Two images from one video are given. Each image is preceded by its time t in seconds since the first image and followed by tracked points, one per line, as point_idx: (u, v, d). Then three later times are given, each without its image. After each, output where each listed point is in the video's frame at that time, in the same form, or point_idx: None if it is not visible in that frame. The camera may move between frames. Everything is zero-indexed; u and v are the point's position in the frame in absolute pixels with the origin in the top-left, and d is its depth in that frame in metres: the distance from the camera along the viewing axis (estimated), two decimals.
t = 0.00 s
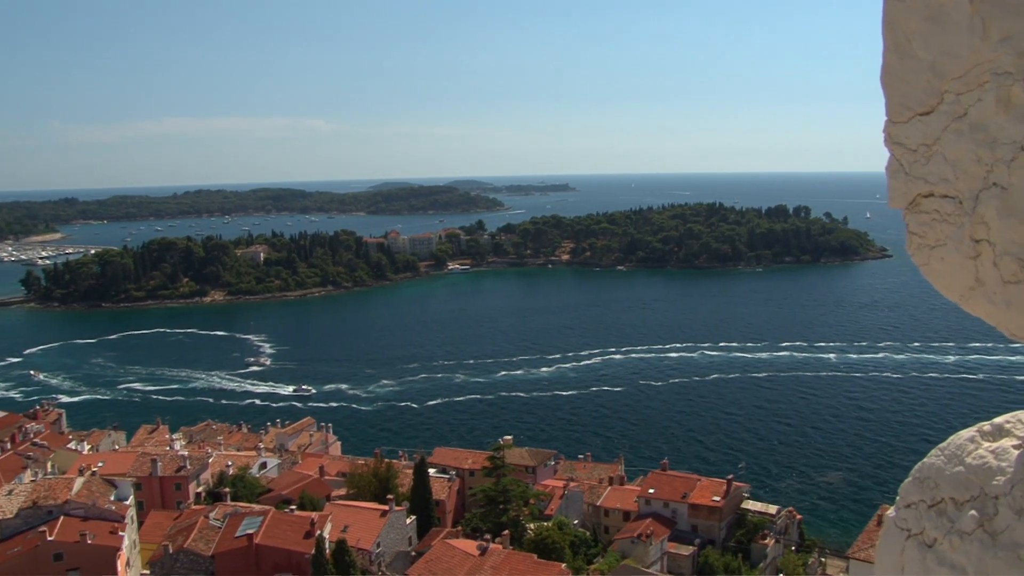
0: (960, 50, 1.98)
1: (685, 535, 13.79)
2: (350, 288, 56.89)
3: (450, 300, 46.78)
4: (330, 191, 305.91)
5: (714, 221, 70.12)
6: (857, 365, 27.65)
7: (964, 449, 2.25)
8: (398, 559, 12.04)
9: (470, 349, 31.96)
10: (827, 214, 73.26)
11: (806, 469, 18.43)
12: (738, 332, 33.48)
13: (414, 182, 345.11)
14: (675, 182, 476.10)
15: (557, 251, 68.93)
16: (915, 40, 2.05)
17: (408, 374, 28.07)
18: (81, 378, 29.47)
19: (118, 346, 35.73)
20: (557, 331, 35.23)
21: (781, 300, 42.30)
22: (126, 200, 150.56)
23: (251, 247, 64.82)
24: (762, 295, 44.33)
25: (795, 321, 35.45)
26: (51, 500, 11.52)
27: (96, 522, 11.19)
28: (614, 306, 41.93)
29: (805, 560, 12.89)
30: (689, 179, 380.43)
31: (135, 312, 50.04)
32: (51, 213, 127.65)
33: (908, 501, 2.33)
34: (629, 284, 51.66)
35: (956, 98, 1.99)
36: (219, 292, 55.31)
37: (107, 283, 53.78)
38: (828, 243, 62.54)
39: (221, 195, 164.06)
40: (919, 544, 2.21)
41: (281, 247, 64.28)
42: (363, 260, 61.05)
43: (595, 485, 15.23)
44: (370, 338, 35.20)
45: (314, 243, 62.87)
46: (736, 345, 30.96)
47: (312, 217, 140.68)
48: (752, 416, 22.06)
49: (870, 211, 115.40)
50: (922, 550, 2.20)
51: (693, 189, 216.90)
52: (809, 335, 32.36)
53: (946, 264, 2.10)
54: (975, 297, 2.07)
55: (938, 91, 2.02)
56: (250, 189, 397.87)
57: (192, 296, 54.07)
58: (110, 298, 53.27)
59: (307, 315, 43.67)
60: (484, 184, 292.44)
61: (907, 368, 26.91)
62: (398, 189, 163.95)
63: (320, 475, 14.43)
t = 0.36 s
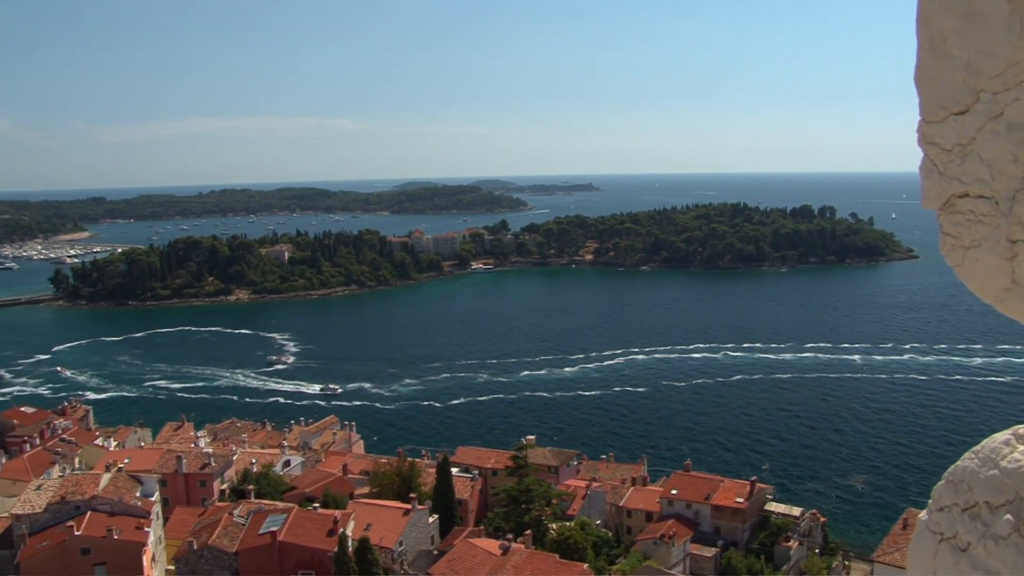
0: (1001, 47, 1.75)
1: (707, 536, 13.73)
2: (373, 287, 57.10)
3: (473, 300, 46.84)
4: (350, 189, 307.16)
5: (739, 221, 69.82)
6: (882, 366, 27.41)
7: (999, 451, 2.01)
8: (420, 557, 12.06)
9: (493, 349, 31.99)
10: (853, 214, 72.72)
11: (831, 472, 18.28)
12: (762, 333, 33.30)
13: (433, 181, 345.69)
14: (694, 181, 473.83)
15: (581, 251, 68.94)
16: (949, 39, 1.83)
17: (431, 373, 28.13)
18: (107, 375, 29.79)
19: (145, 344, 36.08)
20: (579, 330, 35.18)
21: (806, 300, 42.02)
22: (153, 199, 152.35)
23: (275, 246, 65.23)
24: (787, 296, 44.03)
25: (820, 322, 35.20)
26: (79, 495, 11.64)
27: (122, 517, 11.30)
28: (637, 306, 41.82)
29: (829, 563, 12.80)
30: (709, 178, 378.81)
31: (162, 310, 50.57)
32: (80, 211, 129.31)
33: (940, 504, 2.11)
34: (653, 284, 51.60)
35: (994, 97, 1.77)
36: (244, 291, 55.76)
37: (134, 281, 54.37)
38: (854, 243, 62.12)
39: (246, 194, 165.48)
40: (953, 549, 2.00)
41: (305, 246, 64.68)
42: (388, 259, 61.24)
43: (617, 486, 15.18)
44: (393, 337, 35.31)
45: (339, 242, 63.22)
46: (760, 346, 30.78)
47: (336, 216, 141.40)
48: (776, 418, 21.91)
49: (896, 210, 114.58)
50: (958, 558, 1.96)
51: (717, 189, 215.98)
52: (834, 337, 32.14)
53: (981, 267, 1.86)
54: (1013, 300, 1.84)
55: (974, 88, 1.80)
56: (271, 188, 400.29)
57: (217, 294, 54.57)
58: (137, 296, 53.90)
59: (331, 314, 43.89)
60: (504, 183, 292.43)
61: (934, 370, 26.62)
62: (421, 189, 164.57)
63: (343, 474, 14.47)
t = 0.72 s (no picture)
0: None
1: (735, 539, 13.68)
2: (402, 287, 57.38)
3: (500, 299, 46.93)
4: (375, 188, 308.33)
5: (768, 221, 69.42)
6: (912, 369, 27.09)
7: None
8: (446, 556, 12.07)
9: (520, 348, 32.02)
10: (884, 215, 72.02)
11: (861, 475, 18.12)
12: (791, 334, 33.06)
13: (457, 180, 346.14)
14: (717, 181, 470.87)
15: (609, 251, 68.95)
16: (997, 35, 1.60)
17: (458, 372, 28.20)
18: (138, 372, 30.16)
19: (175, 341, 36.51)
20: (606, 330, 35.13)
21: (836, 301, 41.68)
22: (183, 198, 154.16)
23: (305, 245, 65.68)
24: (817, 297, 43.67)
25: (850, 324, 34.90)
26: (110, 490, 11.79)
27: (153, 512, 11.43)
28: (664, 306, 41.67)
29: (858, 567, 12.55)
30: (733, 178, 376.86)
31: (192, 308, 51.15)
32: (113, 210, 131.22)
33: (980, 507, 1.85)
34: (681, 284, 51.46)
35: None
36: (273, 289, 56.21)
37: (165, 279, 55.06)
38: (885, 244, 61.57)
39: (274, 194, 166.89)
40: (995, 555, 1.76)
41: (335, 244, 65.06)
42: (417, 258, 61.13)
43: (645, 487, 15.12)
44: (422, 336, 35.46)
45: (368, 241, 63.52)
46: (789, 348, 30.60)
47: (363, 215, 142.26)
48: (804, 421, 21.75)
49: (928, 211, 113.41)
50: (1001, 567, 1.73)
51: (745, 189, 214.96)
52: (865, 338, 31.84)
53: None
54: None
55: None
56: (295, 187, 402.82)
57: (246, 293, 55.14)
58: (168, 294, 54.62)
59: (359, 312, 44.14)
60: (536, 182, 291.98)
61: (966, 373, 26.27)
62: (447, 190, 165.09)
63: (371, 473, 14.51)
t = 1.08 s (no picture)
0: None
1: (761, 541, 13.53)
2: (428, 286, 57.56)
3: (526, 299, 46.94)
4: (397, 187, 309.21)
5: (797, 221, 68.94)
6: (943, 371, 26.81)
7: None
8: (472, 555, 12.09)
9: (546, 348, 32.00)
10: (915, 216, 71.26)
11: (889, 478, 17.94)
12: (819, 335, 32.79)
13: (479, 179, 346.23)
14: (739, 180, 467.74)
15: (636, 251, 68.80)
16: None
17: (485, 372, 28.23)
18: (168, 369, 30.47)
19: (204, 339, 36.85)
20: (633, 331, 35.01)
21: (866, 303, 41.27)
22: (212, 197, 155.66)
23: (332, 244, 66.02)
24: (846, 298, 43.32)
25: (880, 326, 34.54)
26: (140, 486, 11.88)
27: (181, 509, 11.53)
28: (691, 306, 41.51)
29: (886, 571, 12.52)
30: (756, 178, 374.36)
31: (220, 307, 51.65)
32: (142, 208, 132.85)
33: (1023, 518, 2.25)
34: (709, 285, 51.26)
35: None
36: (300, 288, 56.46)
37: (194, 278, 55.65)
38: (915, 245, 60.95)
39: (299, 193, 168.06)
40: None
41: (362, 244, 65.35)
42: (443, 258, 61.51)
43: (671, 488, 15.05)
44: (447, 336, 35.53)
45: (395, 240, 63.79)
46: (817, 349, 30.36)
47: (389, 214, 142.83)
48: (832, 423, 21.57)
49: (961, 211, 111.97)
50: None
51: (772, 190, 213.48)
52: (895, 340, 31.53)
53: None
54: None
55: None
56: (318, 185, 404.95)
57: (275, 292, 55.46)
58: (197, 293, 55.17)
59: (385, 311, 44.32)
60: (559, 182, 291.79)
61: (998, 376, 25.94)
62: (471, 189, 165.28)
63: (397, 471, 14.52)
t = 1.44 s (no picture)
0: None
1: (788, 544, 13.36)
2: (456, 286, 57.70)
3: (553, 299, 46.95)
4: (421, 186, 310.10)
5: (826, 222, 68.44)
6: (974, 374, 26.50)
7: None
8: (498, 554, 12.09)
9: (572, 348, 31.99)
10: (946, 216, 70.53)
11: (918, 482, 17.76)
12: (849, 337, 32.52)
13: (503, 178, 346.39)
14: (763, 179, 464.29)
15: (664, 251, 68.65)
16: None
17: (512, 372, 28.25)
18: (197, 367, 30.78)
19: (233, 337, 37.17)
20: (659, 331, 34.94)
21: (896, 304, 40.89)
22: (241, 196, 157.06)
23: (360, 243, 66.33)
24: (876, 299, 42.94)
25: (909, 327, 34.22)
26: (170, 482, 11.98)
27: (210, 505, 11.60)
28: (720, 307, 41.32)
29: None
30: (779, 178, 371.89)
31: (249, 305, 52.06)
32: (173, 207, 134.52)
33: None
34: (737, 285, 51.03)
35: None
36: (329, 287, 56.63)
37: (223, 276, 56.09)
38: (946, 247, 60.35)
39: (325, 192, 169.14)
40: None
41: (389, 243, 65.60)
42: (471, 257, 61.70)
43: (698, 489, 14.94)
44: (473, 335, 35.63)
45: (422, 239, 63.99)
46: (846, 351, 30.13)
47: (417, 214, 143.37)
48: (859, 426, 21.39)
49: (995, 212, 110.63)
50: None
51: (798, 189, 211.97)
52: (925, 343, 31.20)
53: None
54: None
55: None
56: (341, 184, 406.95)
57: (303, 290, 55.34)
58: (226, 291, 55.42)
59: (412, 310, 44.48)
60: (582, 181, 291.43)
61: None
62: (496, 189, 165.51)
63: (423, 470, 14.52)
